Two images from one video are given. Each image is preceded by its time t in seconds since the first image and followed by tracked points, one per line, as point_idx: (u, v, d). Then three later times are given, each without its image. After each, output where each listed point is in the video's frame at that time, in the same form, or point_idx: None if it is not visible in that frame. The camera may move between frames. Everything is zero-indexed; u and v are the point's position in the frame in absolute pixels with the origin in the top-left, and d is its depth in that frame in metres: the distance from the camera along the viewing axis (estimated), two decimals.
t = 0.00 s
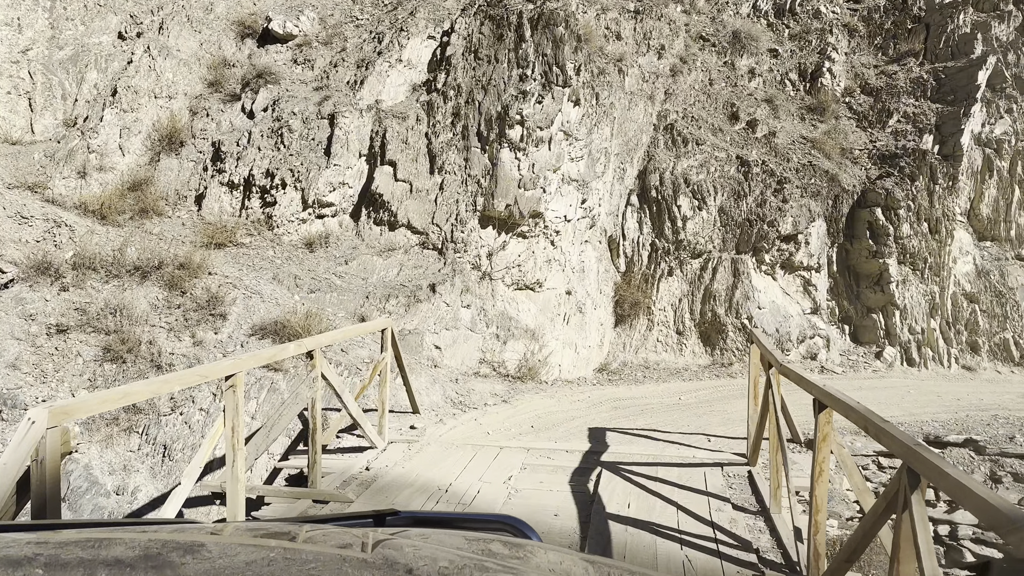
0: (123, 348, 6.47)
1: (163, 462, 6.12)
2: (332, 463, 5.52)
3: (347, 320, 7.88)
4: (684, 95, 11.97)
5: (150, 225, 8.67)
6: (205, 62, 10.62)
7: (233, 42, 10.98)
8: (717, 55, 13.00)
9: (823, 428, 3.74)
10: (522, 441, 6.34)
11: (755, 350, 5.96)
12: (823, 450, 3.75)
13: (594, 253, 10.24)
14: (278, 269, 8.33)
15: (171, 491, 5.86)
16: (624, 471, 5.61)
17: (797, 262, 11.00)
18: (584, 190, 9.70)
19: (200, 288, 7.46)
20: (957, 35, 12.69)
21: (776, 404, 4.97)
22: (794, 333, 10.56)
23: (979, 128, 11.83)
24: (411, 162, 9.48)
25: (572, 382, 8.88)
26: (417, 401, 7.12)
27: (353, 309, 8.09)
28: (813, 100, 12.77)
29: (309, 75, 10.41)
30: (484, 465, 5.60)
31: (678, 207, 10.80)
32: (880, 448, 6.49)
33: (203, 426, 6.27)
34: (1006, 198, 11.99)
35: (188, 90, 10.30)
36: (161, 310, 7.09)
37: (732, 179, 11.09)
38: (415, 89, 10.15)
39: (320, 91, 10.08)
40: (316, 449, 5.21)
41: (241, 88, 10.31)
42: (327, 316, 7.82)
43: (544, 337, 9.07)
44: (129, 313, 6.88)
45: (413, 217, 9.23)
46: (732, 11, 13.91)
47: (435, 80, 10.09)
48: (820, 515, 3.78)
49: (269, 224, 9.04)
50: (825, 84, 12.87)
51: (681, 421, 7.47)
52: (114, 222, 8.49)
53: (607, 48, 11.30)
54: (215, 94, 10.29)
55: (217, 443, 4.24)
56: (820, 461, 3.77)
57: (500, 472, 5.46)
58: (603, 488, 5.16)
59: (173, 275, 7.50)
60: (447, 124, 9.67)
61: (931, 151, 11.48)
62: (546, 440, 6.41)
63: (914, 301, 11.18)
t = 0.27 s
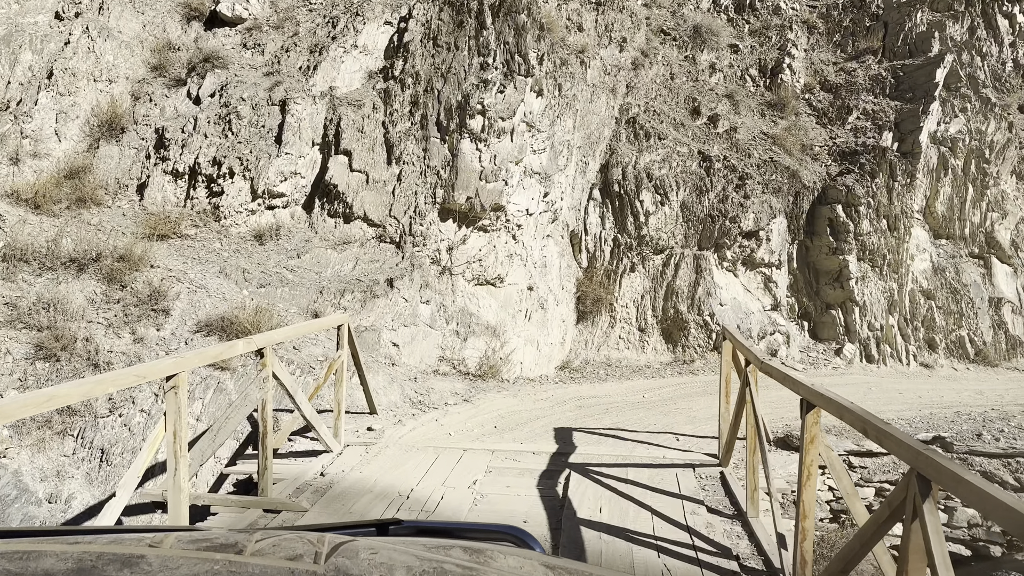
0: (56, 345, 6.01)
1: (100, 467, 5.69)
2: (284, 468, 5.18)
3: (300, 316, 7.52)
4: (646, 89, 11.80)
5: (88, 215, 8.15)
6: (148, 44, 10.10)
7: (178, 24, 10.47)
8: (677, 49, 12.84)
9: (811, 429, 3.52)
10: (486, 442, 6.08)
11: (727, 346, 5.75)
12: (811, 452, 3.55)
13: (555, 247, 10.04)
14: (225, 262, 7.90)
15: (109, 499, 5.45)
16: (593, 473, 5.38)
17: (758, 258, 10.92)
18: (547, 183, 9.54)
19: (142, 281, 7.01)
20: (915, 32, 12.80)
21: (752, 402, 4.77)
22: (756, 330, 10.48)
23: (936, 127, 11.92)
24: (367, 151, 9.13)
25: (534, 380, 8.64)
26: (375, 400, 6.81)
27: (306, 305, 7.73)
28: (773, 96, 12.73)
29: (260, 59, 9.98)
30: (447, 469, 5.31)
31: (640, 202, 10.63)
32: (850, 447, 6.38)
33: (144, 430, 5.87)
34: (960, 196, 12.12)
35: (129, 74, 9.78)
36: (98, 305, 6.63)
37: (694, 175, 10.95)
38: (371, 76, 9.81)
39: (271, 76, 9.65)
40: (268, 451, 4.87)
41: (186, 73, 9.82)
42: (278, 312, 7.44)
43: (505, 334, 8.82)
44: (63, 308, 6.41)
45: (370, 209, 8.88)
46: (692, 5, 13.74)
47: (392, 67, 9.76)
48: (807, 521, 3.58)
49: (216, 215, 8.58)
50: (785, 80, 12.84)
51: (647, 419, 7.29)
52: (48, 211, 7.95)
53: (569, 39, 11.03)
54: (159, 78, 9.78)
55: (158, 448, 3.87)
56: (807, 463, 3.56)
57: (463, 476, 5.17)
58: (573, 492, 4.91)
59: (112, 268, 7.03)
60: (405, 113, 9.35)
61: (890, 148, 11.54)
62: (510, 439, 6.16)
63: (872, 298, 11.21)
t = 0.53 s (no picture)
0: None
1: (38, 474, 5.28)
2: (238, 474, 4.86)
3: (256, 313, 7.18)
4: (612, 83, 11.62)
5: (27, 204, 7.67)
6: (93, 26, 9.61)
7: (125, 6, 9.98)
8: (643, 42, 12.67)
9: (802, 431, 3.34)
10: (453, 443, 5.84)
11: (702, 343, 5.55)
12: (801, 455, 3.37)
13: (521, 242, 9.88)
14: (176, 255, 7.51)
15: (47, 509, 5.04)
16: (565, 475, 5.17)
17: (724, 255, 10.82)
18: (514, 176, 9.40)
19: (85, 275, 6.59)
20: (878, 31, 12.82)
21: (730, 403, 4.61)
22: (722, 327, 10.38)
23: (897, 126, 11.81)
24: (326, 141, 8.80)
25: (499, 378, 8.40)
26: (335, 401, 6.52)
27: (261, 301, 7.39)
28: (738, 92, 12.66)
29: (212, 44, 9.56)
30: (412, 472, 5.04)
31: (608, 197, 10.46)
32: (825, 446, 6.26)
33: (86, 432, 5.47)
34: (921, 193, 12.19)
35: (73, 57, 9.28)
36: (36, 300, 6.20)
37: (660, 170, 10.81)
38: (330, 64, 9.49)
39: (224, 62, 9.24)
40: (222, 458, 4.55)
41: (133, 57, 9.34)
42: (232, 308, 7.08)
43: (470, 331, 8.58)
44: None
45: (329, 202, 8.56)
46: None
47: (351, 55, 9.44)
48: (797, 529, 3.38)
49: (165, 206, 8.15)
50: (750, 76, 12.79)
51: (615, 418, 7.11)
52: None
53: (534, 30, 10.75)
54: (104, 62, 9.30)
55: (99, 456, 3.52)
56: (797, 468, 3.38)
57: (430, 480, 4.90)
58: (546, 497, 4.67)
59: (53, 260, 6.58)
60: (365, 102, 9.05)
61: (855, 145, 11.54)
62: (477, 440, 5.94)
63: (837, 294, 11.15)
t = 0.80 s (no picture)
0: None
1: None
2: (194, 481, 4.58)
3: (214, 311, 6.87)
4: (582, 79, 11.48)
5: None
6: (43, 10, 9.18)
7: None
8: (613, 39, 12.55)
9: (794, 436, 3.18)
10: (422, 447, 5.61)
11: (681, 342, 5.39)
12: (794, 460, 3.20)
13: (490, 240, 9.73)
14: (129, 249, 7.17)
15: None
16: (539, 480, 4.96)
17: (695, 254, 10.73)
18: (484, 171, 9.25)
19: (31, 269, 6.23)
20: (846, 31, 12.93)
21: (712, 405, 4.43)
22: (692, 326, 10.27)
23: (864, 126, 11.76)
24: (289, 133, 8.50)
25: (468, 379, 8.18)
26: (297, 402, 6.24)
27: (220, 298, 7.08)
28: (707, 90, 12.60)
29: (170, 32, 9.19)
30: (380, 478, 4.80)
31: (578, 194, 10.31)
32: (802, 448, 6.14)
33: (30, 438, 5.13)
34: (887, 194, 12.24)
35: (21, 41, 8.84)
36: None
37: (631, 167, 10.69)
38: (293, 54, 9.20)
39: (182, 50, 8.88)
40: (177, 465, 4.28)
41: (86, 43, 8.94)
42: (189, 305, 6.77)
43: (438, 330, 8.35)
44: None
45: (292, 196, 8.26)
46: None
47: (316, 45, 9.16)
48: (788, 538, 3.22)
49: (118, 198, 7.78)
50: (719, 75, 12.74)
51: (588, 420, 6.94)
52: None
53: (504, 23, 10.54)
54: (54, 48, 8.88)
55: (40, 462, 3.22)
56: (789, 474, 3.21)
57: (399, 487, 4.66)
58: (520, 503, 4.46)
59: None
60: (330, 93, 8.78)
61: (824, 144, 11.49)
62: (447, 444, 5.72)
63: (806, 294, 11.09)
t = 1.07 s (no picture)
0: None
1: None
2: (157, 491, 4.37)
3: (179, 313, 6.64)
4: (556, 81, 11.38)
5: None
6: None
7: None
8: (586, 41, 12.47)
9: (784, 446, 3.08)
10: (396, 454, 5.46)
11: (661, 348, 5.30)
12: (784, 471, 3.10)
13: (464, 241, 9.61)
14: (89, 249, 6.90)
15: None
16: (516, 488, 4.84)
17: (668, 257, 10.69)
18: (457, 171, 9.15)
19: None
20: (818, 38, 13.02)
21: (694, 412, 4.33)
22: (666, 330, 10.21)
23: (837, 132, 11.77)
24: (257, 130, 8.28)
25: (440, 383, 8.03)
26: (264, 407, 6.05)
27: (184, 300, 6.85)
28: (680, 94, 12.58)
29: (133, 24, 8.91)
30: (352, 487, 4.63)
31: (552, 196, 10.22)
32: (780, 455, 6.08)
33: None
34: (856, 199, 12.33)
35: None
36: None
37: (605, 170, 10.63)
38: (262, 49, 8.99)
39: (147, 44, 8.62)
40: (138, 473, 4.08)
41: (45, 34, 8.61)
42: (151, 306, 6.53)
43: (410, 333, 8.19)
44: None
45: (260, 194, 8.04)
46: None
47: (285, 41, 8.96)
48: (779, 551, 3.12)
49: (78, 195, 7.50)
50: (692, 79, 12.73)
51: (562, 425, 6.84)
52: None
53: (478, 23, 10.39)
54: (11, 38, 8.54)
55: None
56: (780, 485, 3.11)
57: (372, 496, 4.49)
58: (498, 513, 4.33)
59: None
60: (300, 89, 8.57)
61: (796, 149, 11.51)
62: (420, 450, 5.58)
63: (777, 299, 11.09)
